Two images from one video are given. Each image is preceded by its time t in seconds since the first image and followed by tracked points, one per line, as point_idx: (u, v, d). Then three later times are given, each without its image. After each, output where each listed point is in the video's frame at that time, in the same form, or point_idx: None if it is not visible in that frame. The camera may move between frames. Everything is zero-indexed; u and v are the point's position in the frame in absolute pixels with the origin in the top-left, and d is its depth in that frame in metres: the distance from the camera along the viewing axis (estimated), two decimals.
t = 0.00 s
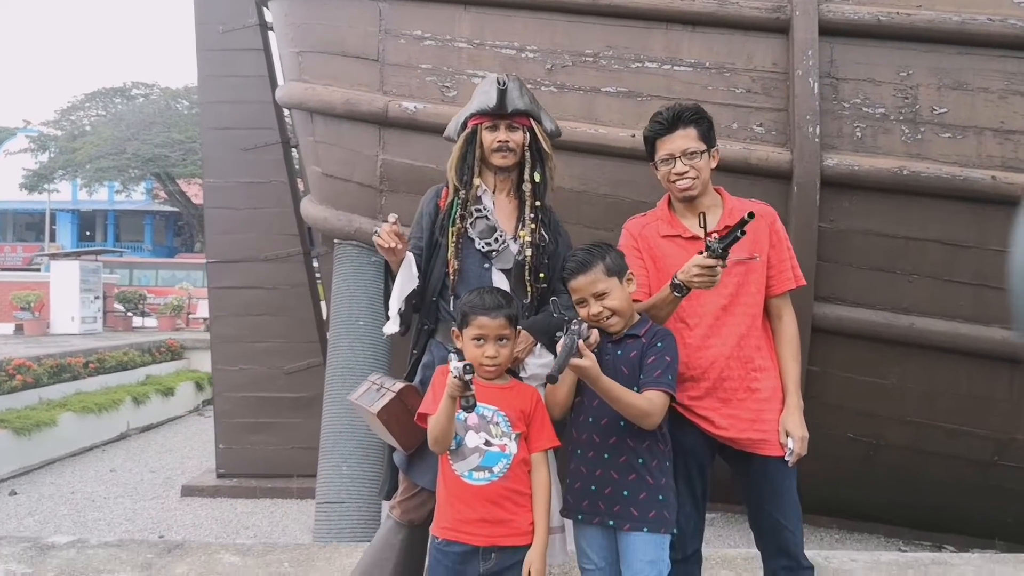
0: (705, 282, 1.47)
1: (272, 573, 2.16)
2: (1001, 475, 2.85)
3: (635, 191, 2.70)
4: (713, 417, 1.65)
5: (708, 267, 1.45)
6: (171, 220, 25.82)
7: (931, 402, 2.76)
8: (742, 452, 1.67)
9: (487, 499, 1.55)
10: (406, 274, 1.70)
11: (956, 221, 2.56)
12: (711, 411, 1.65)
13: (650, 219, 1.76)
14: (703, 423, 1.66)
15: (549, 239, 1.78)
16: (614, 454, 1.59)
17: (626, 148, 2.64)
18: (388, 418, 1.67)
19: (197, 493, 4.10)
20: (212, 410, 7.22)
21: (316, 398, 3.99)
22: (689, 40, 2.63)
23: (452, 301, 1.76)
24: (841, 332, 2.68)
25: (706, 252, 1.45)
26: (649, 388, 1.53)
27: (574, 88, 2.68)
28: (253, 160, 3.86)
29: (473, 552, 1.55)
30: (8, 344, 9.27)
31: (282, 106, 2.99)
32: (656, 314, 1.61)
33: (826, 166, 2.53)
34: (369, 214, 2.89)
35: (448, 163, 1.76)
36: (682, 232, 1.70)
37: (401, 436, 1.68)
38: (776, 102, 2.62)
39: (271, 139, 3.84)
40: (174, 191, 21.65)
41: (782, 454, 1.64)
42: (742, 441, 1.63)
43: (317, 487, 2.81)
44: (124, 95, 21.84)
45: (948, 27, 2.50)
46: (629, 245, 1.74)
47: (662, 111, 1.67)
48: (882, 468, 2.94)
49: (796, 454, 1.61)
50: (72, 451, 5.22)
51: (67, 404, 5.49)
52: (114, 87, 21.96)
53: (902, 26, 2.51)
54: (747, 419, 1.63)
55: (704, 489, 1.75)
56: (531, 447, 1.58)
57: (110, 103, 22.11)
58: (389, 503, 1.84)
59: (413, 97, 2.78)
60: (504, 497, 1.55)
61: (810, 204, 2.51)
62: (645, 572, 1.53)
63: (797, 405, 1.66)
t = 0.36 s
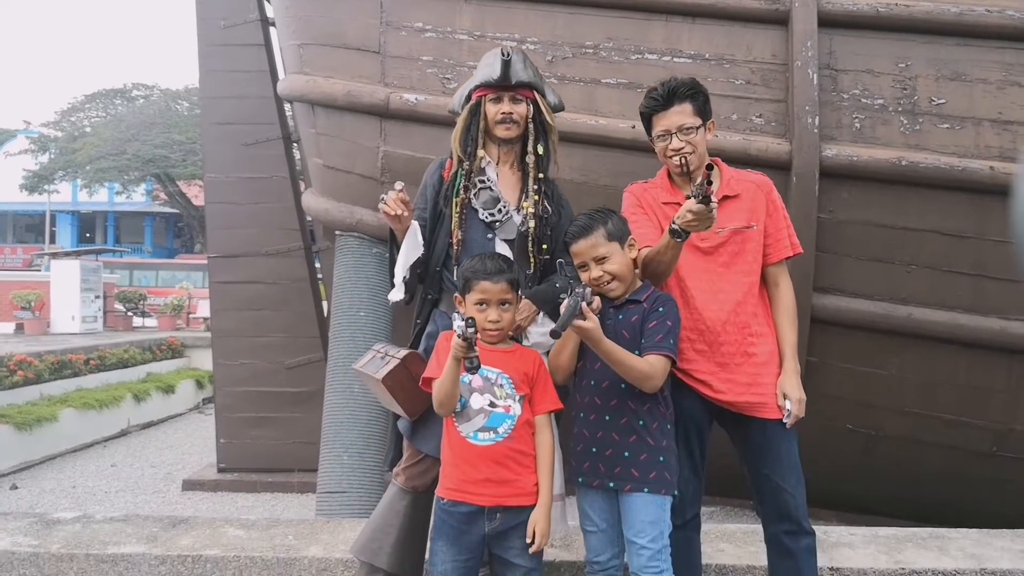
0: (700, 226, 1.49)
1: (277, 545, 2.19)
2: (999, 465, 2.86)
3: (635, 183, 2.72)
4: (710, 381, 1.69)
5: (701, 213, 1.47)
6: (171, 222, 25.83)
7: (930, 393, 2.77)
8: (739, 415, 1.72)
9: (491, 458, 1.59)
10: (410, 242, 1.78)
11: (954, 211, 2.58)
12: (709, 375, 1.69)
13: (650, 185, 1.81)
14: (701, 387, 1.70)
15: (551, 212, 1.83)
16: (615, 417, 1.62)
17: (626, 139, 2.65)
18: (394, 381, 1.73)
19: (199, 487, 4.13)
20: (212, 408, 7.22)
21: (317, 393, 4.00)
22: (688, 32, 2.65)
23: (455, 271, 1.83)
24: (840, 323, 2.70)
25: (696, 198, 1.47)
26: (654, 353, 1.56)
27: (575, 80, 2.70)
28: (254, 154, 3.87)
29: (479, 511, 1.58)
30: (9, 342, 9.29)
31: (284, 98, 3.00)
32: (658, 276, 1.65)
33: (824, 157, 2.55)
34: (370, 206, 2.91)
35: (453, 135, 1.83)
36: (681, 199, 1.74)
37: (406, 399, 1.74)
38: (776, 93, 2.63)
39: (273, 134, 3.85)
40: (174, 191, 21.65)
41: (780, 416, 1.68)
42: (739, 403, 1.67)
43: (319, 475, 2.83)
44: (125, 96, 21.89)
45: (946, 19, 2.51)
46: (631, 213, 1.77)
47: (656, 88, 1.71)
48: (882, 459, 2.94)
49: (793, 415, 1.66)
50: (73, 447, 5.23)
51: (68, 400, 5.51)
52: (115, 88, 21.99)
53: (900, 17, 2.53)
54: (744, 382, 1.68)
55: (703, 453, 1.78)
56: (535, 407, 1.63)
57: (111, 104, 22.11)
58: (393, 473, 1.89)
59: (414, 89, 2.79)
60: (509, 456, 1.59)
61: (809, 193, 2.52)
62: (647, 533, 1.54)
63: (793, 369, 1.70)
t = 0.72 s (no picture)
0: (697, 217, 1.52)
1: (279, 537, 2.21)
2: (997, 469, 2.87)
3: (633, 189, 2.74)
4: (709, 365, 1.71)
5: (698, 205, 1.49)
6: (170, 236, 25.86)
7: (927, 397, 2.78)
8: (737, 399, 1.74)
9: (496, 441, 1.62)
10: (411, 231, 1.80)
11: (950, 216, 2.61)
12: (708, 360, 1.71)
13: (650, 178, 1.85)
14: (700, 372, 1.72)
15: (551, 204, 1.86)
16: (613, 401, 1.64)
17: (624, 145, 2.68)
18: (398, 368, 1.76)
19: (197, 496, 4.12)
20: (211, 419, 7.21)
21: (315, 402, 4.00)
22: (685, 40, 2.68)
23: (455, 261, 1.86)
24: (837, 327, 2.71)
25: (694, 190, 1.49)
26: (653, 341, 1.58)
27: (573, 87, 2.73)
28: (253, 164, 3.89)
29: (482, 493, 1.61)
30: (9, 354, 9.30)
31: (284, 107, 3.02)
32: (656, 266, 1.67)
33: (820, 163, 2.57)
34: (369, 213, 2.93)
35: (454, 127, 1.86)
36: (678, 191, 1.79)
37: (409, 384, 1.77)
38: (771, 100, 2.66)
39: (272, 144, 3.87)
40: (173, 206, 21.68)
41: (778, 401, 1.71)
42: (737, 387, 1.70)
43: (320, 481, 2.85)
44: (124, 111, 21.97)
45: (939, 25, 2.55)
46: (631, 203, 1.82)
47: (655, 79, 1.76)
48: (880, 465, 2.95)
49: (791, 400, 1.68)
50: (71, 457, 5.23)
51: (66, 411, 5.51)
52: (114, 103, 22.07)
53: (893, 25, 2.56)
54: (742, 367, 1.70)
55: (701, 437, 1.79)
56: (540, 390, 1.66)
57: (110, 119, 22.18)
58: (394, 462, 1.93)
59: (414, 97, 2.82)
60: (512, 437, 1.62)
61: (805, 198, 2.54)
62: (644, 514, 1.56)
63: (791, 355, 1.73)
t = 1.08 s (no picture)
0: (696, 212, 1.52)
1: (277, 533, 2.21)
2: (996, 472, 2.87)
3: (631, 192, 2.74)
4: (708, 360, 1.71)
5: (699, 199, 1.50)
6: (169, 243, 25.87)
7: (925, 399, 2.78)
8: (735, 394, 1.74)
9: (494, 433, 1.61)
10: (409, 226, 1.81)
11: (948, 220, 2.61)
12: (707, 354, 1.71)
13: (646, 174, 1.86)
14: (699, 366, 1.72)
15: (548, 199, 1.88)
16: (608, 394, 1.64)
17: (622, 148, 2.68)
18: (399, 360, 1.77)
19: (195, 500, 4.09)
20: (209, 425, 7.20)
21: (314, 406, 4.00)
22: (683, 44, 2.69)
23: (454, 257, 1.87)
24: (836, 330, 2.71)
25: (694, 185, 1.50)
26: (655, 337, 1.57)
27: (572, 91, 2.73)
28: (252, 169, 3.90)
29: (480, 485, 1.61)
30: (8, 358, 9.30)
31: (283, 110, 3.03)
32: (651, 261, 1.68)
33: (817, 165, 2.58)
34: (368, 215, 2.93)
35: (451, 124, 1.86)
36: (676, 185, 1.79)
37: (409, 377, 1.78)
38: (769, 104, 2.67)
39: (272, 149, 3.87)
40: (173, 212, 21.68)
41: (776, 395, 1.70)
42: (736, 382, 1.70)
43: (315, 482, 2.84)
44: (124, 118, 21.99)
45: (936, 29, 2.56)
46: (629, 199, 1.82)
47: (652, 72, 1.77)
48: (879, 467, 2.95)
49: (789, 394, 1.68)
50: (69, 462, 5.22)
51: (64, 415, 5.50)
52: (114, 110, 22.10)
53: (891, 29, 2.57)
54: (741, 361, 1.70)
55: (698, 431, 1.79)
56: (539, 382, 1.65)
57: (110, 126, 22.20)
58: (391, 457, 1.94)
59: (413, 100, 2.83)
60: (512, 431, 1.62)
61: (802, 201, 2.55)
62: (640, 506, 1.56)
63: (790, 348, 1.73)
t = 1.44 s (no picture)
0: (700, 217, 1.53)
1: (282, 532, 2.21)
2: (997, 473, 2.87)
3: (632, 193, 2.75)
4: (711, 360, 1.72)
5: (703, 204, 1.51)
6: (169, 244, 25.86)
7: (926, 400, 2.78)
8: (739, 394, 1.74)
9: (499, 431, 1.62)
10: (415, 226, 1.82)
11: (949, 221, 2.62)
12: (710, 354, 1.72)
13: (649, 175, 1.86)
14: (702, 366, 1.72)
15: (554, 200, 1.88)
16: (613, 393, 1.64)
17: (624, 149, 2.69)
18: (404, 360, 1.77)
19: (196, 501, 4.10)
20: (209, 426, 7.20)
21: (315, 406, 4.00)
22: (684, 46, 2.70)
23: (460, 257, 1.88)
24: (837, 331, 2.71)
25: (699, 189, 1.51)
26: (672, 336, 1.58)
27: (573, 92, 2.74)
28: (254, 170, 3.90)
29: (486, 483, 1.61)
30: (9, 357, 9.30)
31: (285, 111, 3.03)
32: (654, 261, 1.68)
33: (818, 166, 2.59)
34: (370, 216, 2.93)
35: (458, 124, 1.87)
36: (679, 186, 1.79)
37: (414, 376, 1.79)
38: (770, 105, 2.68)
39: (273, 150, 3.88)
40: (173, 213, 21.69)
41: (780, 395, 1.71)
42: (739, 381, 1.70)
43: (319, 484, 2.85)
44: (124, 119, 22.00)
45: (936, 31, 2.57)
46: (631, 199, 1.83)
47: (654, 72, 1.78)
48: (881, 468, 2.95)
49: (792, 394, 1.68)
50: (70, 462, 5.23)
51: (65, 416, 5.50)
52: (114, 111, 22.11)
53: (891, 30, 2.58)
54: (744, 361, 1.71)
55: (702, 431, 1.79)
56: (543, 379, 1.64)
57: (110, 127, 22.20)
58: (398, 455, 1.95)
59: (414, 102, 2.84)
60: (518, 428, 1.63)
61: (804, 202, 2.56)
62: (646, 505, 1.57)
63: (793, 348, 1.73)
